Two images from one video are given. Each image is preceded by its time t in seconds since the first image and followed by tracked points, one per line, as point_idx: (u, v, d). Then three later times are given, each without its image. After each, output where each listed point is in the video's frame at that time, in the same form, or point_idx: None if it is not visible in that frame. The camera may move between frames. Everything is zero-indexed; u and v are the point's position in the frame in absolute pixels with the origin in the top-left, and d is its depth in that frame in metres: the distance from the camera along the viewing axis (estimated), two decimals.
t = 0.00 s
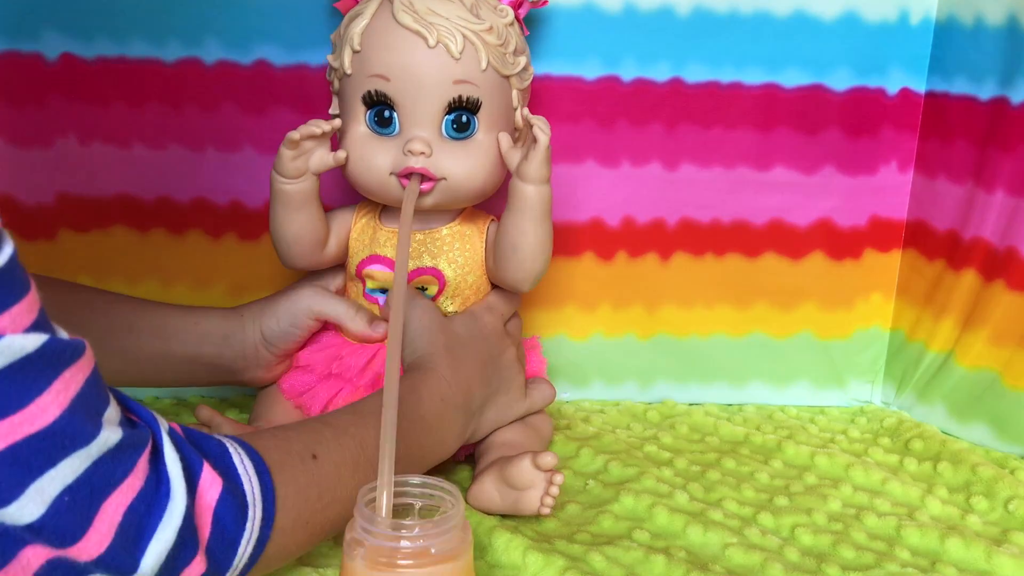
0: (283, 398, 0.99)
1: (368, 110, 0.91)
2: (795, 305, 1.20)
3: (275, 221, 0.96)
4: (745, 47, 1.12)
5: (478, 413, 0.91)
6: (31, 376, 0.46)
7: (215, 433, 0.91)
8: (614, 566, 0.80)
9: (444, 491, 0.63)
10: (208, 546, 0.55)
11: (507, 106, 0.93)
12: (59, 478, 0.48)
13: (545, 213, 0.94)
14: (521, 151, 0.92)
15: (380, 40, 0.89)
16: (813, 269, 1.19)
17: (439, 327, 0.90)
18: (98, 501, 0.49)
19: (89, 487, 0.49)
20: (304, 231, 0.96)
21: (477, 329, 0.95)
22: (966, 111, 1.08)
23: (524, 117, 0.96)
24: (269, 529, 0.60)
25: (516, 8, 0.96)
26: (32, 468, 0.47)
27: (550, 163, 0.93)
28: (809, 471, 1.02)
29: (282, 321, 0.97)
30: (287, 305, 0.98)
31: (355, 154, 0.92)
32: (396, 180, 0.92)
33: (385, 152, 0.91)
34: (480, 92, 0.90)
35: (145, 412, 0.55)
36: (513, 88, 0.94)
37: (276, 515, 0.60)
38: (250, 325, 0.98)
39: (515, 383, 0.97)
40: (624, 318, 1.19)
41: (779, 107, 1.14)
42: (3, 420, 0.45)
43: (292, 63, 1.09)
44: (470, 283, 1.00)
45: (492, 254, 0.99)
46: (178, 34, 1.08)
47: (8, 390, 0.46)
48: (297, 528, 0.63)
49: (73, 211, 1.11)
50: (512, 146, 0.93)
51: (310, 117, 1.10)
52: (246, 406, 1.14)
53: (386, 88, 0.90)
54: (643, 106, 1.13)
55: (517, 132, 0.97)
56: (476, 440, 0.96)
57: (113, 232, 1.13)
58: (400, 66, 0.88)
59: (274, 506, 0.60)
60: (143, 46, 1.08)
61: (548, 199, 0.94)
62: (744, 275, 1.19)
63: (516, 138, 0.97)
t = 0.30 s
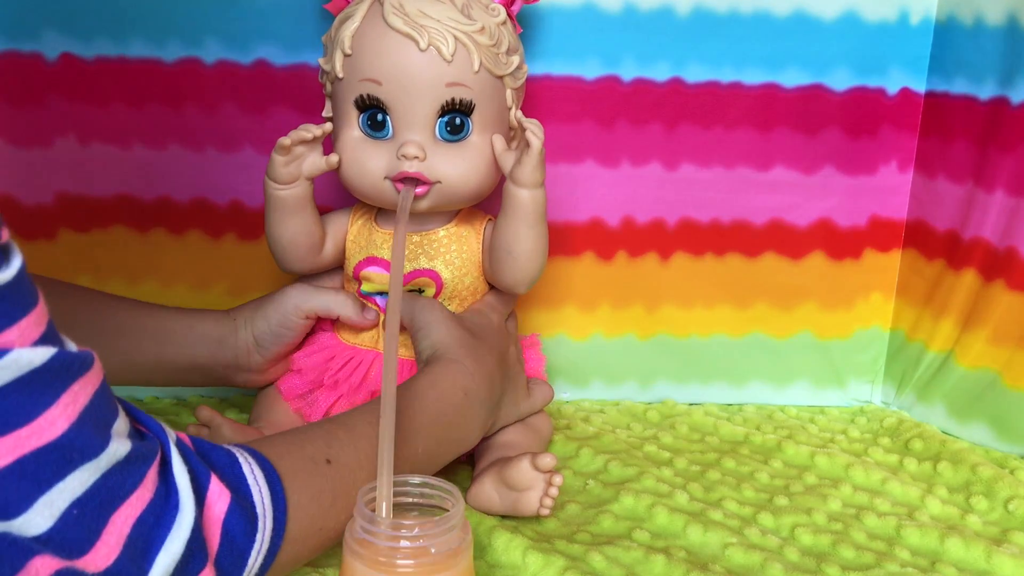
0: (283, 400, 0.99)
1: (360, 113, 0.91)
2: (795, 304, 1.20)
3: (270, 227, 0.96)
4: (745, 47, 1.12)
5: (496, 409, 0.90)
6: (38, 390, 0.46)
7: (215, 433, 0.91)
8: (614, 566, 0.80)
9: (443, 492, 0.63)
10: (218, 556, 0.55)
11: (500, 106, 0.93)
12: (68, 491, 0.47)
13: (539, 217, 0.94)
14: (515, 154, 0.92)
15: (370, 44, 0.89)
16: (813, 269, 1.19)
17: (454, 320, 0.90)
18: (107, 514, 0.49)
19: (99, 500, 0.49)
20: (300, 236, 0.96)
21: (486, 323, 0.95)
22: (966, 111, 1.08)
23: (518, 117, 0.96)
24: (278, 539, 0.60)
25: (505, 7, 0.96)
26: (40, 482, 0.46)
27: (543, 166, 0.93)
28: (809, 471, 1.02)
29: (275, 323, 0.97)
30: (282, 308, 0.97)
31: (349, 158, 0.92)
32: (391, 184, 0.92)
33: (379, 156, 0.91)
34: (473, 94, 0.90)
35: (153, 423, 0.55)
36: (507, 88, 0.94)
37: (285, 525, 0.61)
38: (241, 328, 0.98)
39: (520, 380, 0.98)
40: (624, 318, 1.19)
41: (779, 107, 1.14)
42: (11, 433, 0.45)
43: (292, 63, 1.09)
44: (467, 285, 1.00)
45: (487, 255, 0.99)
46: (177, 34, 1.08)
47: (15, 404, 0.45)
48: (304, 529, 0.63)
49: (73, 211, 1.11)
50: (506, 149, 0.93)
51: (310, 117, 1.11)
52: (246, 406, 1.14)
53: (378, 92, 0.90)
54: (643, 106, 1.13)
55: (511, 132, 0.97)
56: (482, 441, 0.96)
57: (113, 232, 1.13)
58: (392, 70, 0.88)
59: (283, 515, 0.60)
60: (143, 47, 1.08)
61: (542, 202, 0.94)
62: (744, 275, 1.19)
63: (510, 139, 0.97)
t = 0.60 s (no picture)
0: (285, 399, 1.00)
1: (364, 120, 0.91)
2: (795, 304, 1.20)
3: (277, 239, 0.95)
4: (745, 47, 1.12)
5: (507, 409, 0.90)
6: (41, 401, 0.47)
7: (215, 433, 0.90)
8: (614, 566, 0.80)
9: (444, 492, 0.64)
10: (214, 560, 0.55)
11: (503, 110, 0.93)
12: (67, 496, 0.48)
13: (550, 217, 0.94)
14: (523, 155, 0.92)
15: (373, 50, 0.89)
16: (813, 269, 1.19)
17: (464, 319, 0.90)
18: (106, 517, 0.50)
19: (97, 503, 0.49)
20: (308, 248, 0.96)
21: (502, 320, 0.94)
22: (966, 111, 1.08)
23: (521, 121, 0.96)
24: (277, 541, 0.60)
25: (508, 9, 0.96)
26: (40, 487, 0.47)
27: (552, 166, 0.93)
28: (809, 471, 1.02)
29: (302, 325, 0.97)
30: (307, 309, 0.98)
31: (354, 165, 0.92)
32: (396, 190, 0.92)
33: (384, 162, 0.91)
34: (477, 98, 0.90)
35: (160, 424, 0.55)
36: (510, 92, 0.94)
37: (286, 526, 0.61)
38: (272, 331, 0.97)
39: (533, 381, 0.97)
40: (623, 317, 1.19)
41: (779, 107, 1.14)
42: (12, 440, 0.46)
43: (292, 64, 1.09)
44: (475, 288, 1.00)
45: (496, 257, 0.99)
46: (177, 35, 1.08)
47: (19, 414, 0.46)
48: (303, 530, 0.62)
49: (73, 211, 1.11)
50: (512, 151, 0.93)
51: (310, 117, 1.11)
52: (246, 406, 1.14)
53: (382, 98, 0.89)
54: (643, 106, 1.13)
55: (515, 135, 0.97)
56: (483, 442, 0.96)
57: (113, 233, 1.13)
58: (396, 76, 0.88)
59: (284, 514, 0.60)
60: (143, 47, 1.08)
61: (552, 200, 0.94)
62: (743, 275, 1.19)
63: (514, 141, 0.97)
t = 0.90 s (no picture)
0: (283, 395, 1.00)
1: (359, 113, 0.91)
2: (795, 304, 1.20)
3: (274, 238, 0.95)
4: (745, 47, 1.12)
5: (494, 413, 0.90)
6: (55, 336, 0.45)
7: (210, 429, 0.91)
8: (614, 566, 0.80)
9: (444, 492, 0.63)
10: (235, 507, 0.55)
11: (497, 107, 0.93)
12: (83, 434, 0.47)
13: (543, 207, 0.94)
14: (516, 148, 0.93)
15: (369, 43, 0.89)
16: (813, 269, 1.19)
17: (438, 329, 0.91)
18: (122, 459, 0.48)
19: (114, 443, 0.48)
20: (305, 247, 0.96)
21: (485, 324, 0.95)
22: (966, 111, 1.08)
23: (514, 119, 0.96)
24: (290, 492, 0.60)
25: (504, 14, 0.97)
26: (57, 425, 0.46)
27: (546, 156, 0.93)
28: (809, 471, 1.02)
29: (312, 317, 0.99)
30: (315, 301, 1.00)
31: (348, 157, 0.92)
32: (389, 181, 0.91)
33: (377, 154, 0.91)
34: (470, 93, 0.90)
35: (171, 375, 0.54)
36: (504, 90, 0.94)
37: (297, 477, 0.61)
38: (284, 324, 0.98)
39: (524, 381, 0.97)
40: (623, 318, 1.19)
41: (779, 107, 1.14)
42: (26, 377, 0.44)
43: (292, 64, 1.09)
44: (468, 286, 1.00)
45: (491, 253, 0.99)
46: (178, 34, 1.08)
47: (33, 349, 0.45)
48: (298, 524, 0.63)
49: (73, 211, 1.12)
50: (506, 145, 0.93)
51: (310, 118, 1.11)
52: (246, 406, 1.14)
53: (377, 90, 0.90)
54: (643, 106, 1.13)
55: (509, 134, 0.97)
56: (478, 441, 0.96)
57: (114, 232, 1.13)
58: (390, 68, 0.89)
59: (295, 471, 0.60)
60: (144, 47, 1.08)
61: (546, 190, 0.94)
62: (744, 275, 1.19)
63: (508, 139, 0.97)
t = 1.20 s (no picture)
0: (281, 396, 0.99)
1: (361, 112, 0.91)
2: (795, 304, 1.20)
3: (269, 224, 0.96)
4: (745, 47, 1.12)
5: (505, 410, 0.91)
6: (5, 327, 0.45)
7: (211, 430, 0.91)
8: (614, 566, 0.80)
9: (444, 491, 0.64)
10: (202, 510, 0.54)
11: (501, 106, 0.93)
12: (39, 432, 0.46)
13: (541, 215, 0.94)
14: (515, 152, 0.92)
15: (372, 42, 0.89)
16: (813, 269, 1.19)
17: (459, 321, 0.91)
18: (81, 458, 0.48)
19: (72, 442, 0.48)
20: (299, 234, 0.96)
21: (489, 323, 0.96)
22: (966, 111, 1.08)
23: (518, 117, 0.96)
24: (264, 497, 0.59)
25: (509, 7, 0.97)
26: (9, 421, 0.46)
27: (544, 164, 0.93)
28: (809, 471, 1.02)
29: (270, 326, 0.97)
30: (277, 308, 0.97)
31: (349, 158, 0.92)
32: (391, 182, 0.91)
33: (379, 154, 0.91)
34: (474, 93, 0.90)
35: (136, 374, 0.53)
36: (509, 87, 0.94)
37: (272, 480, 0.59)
38: (242, 335, 0.98)
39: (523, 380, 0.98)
40: (623, 317, 1.19)
41: (779, 107, 1.14)
42: None
43: (292, 64, 1.09)
44: (467, 285, 1.00)
45: (488, 254, 0.99)
46: (177, 34, 1.08)
47: None
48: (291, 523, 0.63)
49: (73, 211, 1.11)
50: (507, 147, 0.93)
51: (310, 118, 1.11)
52: (246, 406, 1.14)
53: (379, 90, 0.90)
54: (642, 106, 1.13)
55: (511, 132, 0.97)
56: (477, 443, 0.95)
57: (113, 232, 1.13)
58: (393, 68, 0.88)
59: (270, 473, 0.59)
60: (143, 46, 1.08)
61: (543, 200, 0.94)
62: (743, 275, 1.19)
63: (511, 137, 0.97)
